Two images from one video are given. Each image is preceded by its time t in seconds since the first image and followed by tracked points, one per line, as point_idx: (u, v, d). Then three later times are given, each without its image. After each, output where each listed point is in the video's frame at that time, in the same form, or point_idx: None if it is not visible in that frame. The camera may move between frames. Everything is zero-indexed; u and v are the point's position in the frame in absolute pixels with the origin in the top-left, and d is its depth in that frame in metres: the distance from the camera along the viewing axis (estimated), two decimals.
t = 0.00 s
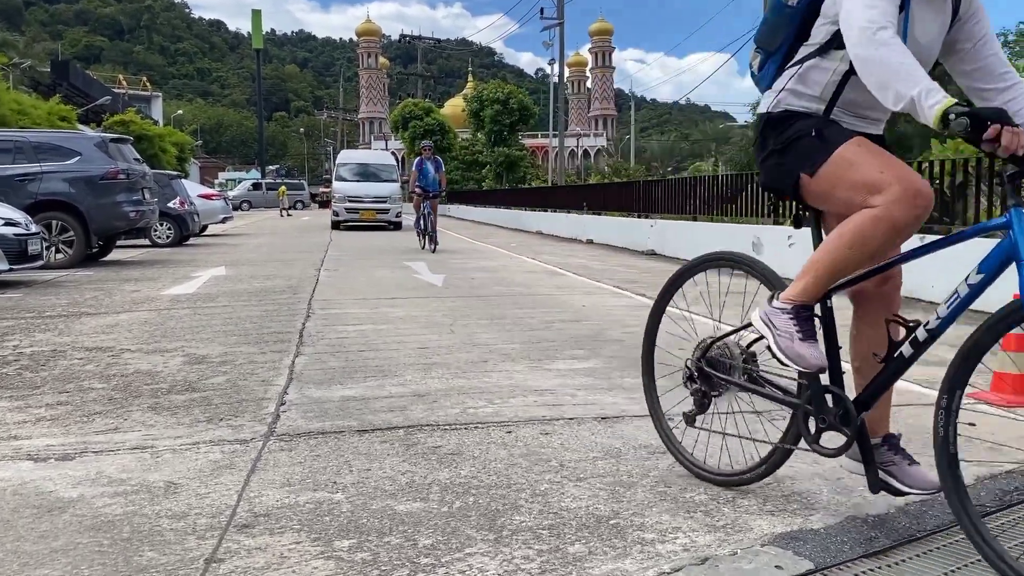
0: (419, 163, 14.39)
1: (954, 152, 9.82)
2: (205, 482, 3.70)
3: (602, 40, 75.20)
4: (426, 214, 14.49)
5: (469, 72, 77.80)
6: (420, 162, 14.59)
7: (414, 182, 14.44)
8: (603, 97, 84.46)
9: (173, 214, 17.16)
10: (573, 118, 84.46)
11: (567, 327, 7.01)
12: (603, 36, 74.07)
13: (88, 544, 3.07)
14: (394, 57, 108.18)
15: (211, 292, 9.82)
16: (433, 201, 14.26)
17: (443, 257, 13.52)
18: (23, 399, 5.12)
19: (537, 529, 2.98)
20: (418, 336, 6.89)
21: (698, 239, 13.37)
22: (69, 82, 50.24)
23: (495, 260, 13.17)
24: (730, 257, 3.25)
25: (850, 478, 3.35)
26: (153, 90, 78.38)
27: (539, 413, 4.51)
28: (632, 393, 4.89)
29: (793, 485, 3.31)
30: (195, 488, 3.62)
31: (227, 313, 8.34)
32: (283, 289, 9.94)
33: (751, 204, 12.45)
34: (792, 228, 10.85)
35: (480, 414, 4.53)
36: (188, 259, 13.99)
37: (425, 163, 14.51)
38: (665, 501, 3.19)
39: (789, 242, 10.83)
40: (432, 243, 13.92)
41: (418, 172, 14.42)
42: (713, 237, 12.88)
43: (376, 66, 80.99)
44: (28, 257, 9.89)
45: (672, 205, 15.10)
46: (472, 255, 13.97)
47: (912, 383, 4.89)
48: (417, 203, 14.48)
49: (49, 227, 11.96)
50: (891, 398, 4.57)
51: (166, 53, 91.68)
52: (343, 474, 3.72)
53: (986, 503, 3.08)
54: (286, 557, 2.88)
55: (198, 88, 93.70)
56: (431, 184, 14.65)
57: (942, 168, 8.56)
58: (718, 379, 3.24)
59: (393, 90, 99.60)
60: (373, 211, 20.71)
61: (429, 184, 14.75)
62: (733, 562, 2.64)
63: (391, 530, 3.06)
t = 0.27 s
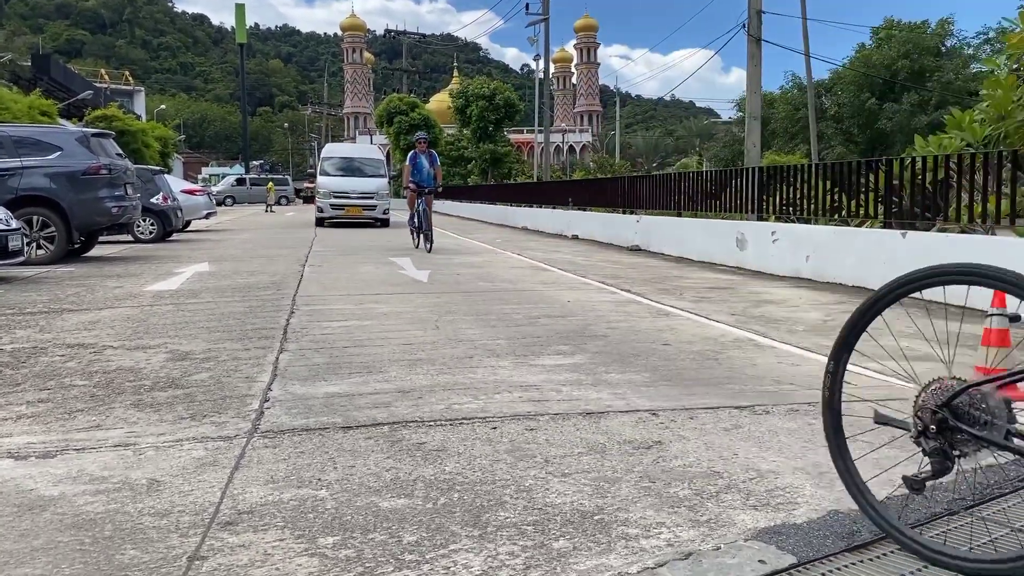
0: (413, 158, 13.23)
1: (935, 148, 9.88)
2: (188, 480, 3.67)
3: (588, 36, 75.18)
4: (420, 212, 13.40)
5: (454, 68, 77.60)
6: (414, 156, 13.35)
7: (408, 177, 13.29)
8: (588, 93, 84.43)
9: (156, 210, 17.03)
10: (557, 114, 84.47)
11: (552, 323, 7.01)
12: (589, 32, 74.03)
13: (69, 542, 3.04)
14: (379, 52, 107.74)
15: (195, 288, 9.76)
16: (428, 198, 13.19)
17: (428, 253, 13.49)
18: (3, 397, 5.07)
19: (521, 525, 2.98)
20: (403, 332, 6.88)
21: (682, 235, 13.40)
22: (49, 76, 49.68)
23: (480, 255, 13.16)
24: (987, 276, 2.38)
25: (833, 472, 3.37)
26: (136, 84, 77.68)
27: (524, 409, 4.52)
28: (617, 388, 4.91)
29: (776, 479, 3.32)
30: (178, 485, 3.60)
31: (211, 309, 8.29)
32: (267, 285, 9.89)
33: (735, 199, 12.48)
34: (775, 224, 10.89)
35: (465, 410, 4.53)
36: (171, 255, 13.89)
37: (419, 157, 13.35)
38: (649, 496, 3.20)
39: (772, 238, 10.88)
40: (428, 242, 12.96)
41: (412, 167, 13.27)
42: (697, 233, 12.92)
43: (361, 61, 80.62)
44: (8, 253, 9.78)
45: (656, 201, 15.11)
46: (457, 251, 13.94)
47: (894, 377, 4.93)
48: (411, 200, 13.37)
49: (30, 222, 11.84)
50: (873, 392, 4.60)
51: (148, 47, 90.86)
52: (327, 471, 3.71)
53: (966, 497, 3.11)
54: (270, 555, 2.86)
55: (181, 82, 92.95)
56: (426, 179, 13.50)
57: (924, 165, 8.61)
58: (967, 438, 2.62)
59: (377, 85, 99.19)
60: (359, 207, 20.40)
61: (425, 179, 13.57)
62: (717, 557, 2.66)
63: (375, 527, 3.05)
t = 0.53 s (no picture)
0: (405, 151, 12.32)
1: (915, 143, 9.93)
2: (166, 479, 3.63)
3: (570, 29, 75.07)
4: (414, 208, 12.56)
5: (436, 61, 77.28)
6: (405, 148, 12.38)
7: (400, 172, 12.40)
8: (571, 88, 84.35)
9: (134, 204, 16.85)
10: (540, 108, 84.36)
11: (534, 318, 6.99)
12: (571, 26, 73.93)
13: (43, 544, 2.99)
14: (361, 45, 107.12)
15: (174, 283, 9.66)
16: (422, 194, 12.34)
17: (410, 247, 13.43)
18: None
19: (503, 523, 2.96)
20: (385, 327, 6.84)
21: (665, 229, 13.41)
22: (25, 69, 48.99)
23: (463, 250, 13.12)
24: None
25: (814, 467, 3.37)
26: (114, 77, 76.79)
27: (506, 405, 4.50)
28: (599, 383, 4.91)
29: (758, 474, 3.33)
30: (156, 485, 3.55)
31: (190, 305, 8.20)
32: (247, 281, 9.81)
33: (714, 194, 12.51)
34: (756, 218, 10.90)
35: (448, 406, 4.50)
36: (150, 250, 13.76)
37: (412, 150, 12.40)
38: (631, 492, 3.19)
39: (754, 232, 10.90)
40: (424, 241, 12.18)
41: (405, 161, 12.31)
42: (679, 227, 12.94)
43: (342, 55, 80.12)
44: None
45: (638, 195, 15.12)
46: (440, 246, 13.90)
47: (875, 371, 4.95)
48: (403, 196, 12.50)
49: (6, 217, 11.67)
50: (853, 386, 4.61)
51: (127, 39, 89.80)
52: (307, 469, 3.67)
53: (945, 491, 3.12)
54: (249, 555, 2.83)
55: (160, 75, 91.99)
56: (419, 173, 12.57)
57: (903, 159, 8.64)
58: None
59: (359, 78, 98.65)
60: (342, 202, 19.83)
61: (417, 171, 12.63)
62: (698, 553, 2.66)
63: (355, 526, 3.03)
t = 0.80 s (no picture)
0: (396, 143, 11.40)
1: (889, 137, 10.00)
2: (137, 482, 3.57)
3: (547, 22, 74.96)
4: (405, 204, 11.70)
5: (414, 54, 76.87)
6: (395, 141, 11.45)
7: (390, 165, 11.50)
8: (548, 80, 84.24)
9: (107, 198, 16.62)
10: (517, 101, 84.18)
11: (512, 314, 6.97)
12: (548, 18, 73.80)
13: (9, 552, 2.93)
14: (337, 37, 106.29)
15: (147, 280, 9.54)
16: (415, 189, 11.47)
17: (387, 242, 13.36)
18: None
19: (479, 526, 2.94)
20: (361, 324, 6.79)
21: (642, 224, 13.43)
22: None
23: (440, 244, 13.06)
24: None
25: (789, 465, 3.38)
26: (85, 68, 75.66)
27: (483, 404, 4.47)
28: (576, 380, 4.90)
29: (734, 473, 3.33)
30: (126, 489, 3.49)
31: (163, 302, 8.10)
32: (221, 277, 9.70)
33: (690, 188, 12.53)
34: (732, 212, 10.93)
35: (424, 406, 4.47)
36: (123, 245, 13.58)
37: (402, 142, 11.45)
38: (607, 492, 3.18)
39: (730, 227, 10.92)
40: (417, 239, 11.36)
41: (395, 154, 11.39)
42: (656, 221, 12.96)
43: (318, 46, 79.47)
44: None
45: (615, 189, 15.12)
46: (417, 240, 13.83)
47: (849, 367, 4.99)
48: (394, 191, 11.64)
49: None
50: (828, 382, 4.63)
51: (98, 30, 88.48)
52: (281, 472, 3.63)
53: (918, 488, 3.14)
54: (221, 561, 2.79)
55: (133, 67, 90.75)
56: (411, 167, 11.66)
57: (877, 154, 8.70)
58: None
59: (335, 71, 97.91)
60: (320, 196, 19.42)
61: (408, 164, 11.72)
62: (674, 555, 2.65)
63: (329, 530, 2.99)
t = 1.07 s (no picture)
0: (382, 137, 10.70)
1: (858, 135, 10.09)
2: (101, 498, 3.50)
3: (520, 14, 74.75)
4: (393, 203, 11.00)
5: (386, 45, 76.31)
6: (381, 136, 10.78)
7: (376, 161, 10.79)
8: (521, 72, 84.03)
9: (73, 194, 16.33)
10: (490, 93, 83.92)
11: (484, 315, 6.94)
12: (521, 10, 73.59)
13: None
14: (308, 28, 105.20)
15: (114, 279, 9.38)
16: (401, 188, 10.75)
17: (359, 238, 13.25)
18: None
19: (449, 543, 2.92)
20: (332, 327, 6.72)
21: (615, 220, 13.45)
22: None
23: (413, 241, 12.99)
24: None
25: (759, 474, 3.39)
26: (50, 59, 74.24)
27: (455, 411, 4.45)
28: (548, 385, 4.88)
29: (704, 483, 3.34)
30: (91, 505, 3.43)
31: (130, 303, 7.97)
32: (189, 276, 9.56)
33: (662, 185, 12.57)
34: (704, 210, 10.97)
35: (395, 413, 4.44)
36: (89, 242, 13.35)
37: (389, 137, 10.78)
38: (579, 505, 3.17)
39: (702, 224, 10.97)
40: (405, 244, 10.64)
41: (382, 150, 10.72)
42: (629, 218, 12.98)
43: (289, 37, 78.62)
44: None
45: (588, 185, 15.12)
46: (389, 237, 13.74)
47: (819, 369, 5.02)
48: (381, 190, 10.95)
49: None
50: (797, 385, 4.66)
51: (63, 20, 86.82)
52: (249, 485, 3.58)
53: (885, 496, 3.17)
54: None
55: (99, 57, 89.21)
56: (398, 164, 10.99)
57: (847, 152, 8.76)
58: None
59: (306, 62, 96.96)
60: (294, 192, 19.15)
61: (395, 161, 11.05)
62: (645, 571, 2.65)
63: (298, 548, 2.96)
